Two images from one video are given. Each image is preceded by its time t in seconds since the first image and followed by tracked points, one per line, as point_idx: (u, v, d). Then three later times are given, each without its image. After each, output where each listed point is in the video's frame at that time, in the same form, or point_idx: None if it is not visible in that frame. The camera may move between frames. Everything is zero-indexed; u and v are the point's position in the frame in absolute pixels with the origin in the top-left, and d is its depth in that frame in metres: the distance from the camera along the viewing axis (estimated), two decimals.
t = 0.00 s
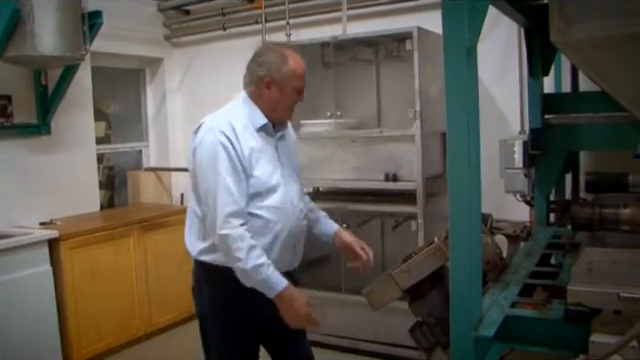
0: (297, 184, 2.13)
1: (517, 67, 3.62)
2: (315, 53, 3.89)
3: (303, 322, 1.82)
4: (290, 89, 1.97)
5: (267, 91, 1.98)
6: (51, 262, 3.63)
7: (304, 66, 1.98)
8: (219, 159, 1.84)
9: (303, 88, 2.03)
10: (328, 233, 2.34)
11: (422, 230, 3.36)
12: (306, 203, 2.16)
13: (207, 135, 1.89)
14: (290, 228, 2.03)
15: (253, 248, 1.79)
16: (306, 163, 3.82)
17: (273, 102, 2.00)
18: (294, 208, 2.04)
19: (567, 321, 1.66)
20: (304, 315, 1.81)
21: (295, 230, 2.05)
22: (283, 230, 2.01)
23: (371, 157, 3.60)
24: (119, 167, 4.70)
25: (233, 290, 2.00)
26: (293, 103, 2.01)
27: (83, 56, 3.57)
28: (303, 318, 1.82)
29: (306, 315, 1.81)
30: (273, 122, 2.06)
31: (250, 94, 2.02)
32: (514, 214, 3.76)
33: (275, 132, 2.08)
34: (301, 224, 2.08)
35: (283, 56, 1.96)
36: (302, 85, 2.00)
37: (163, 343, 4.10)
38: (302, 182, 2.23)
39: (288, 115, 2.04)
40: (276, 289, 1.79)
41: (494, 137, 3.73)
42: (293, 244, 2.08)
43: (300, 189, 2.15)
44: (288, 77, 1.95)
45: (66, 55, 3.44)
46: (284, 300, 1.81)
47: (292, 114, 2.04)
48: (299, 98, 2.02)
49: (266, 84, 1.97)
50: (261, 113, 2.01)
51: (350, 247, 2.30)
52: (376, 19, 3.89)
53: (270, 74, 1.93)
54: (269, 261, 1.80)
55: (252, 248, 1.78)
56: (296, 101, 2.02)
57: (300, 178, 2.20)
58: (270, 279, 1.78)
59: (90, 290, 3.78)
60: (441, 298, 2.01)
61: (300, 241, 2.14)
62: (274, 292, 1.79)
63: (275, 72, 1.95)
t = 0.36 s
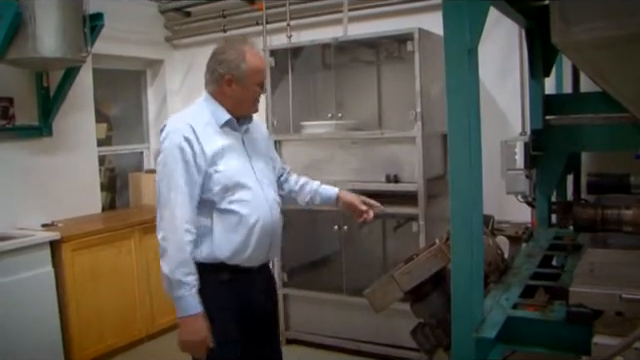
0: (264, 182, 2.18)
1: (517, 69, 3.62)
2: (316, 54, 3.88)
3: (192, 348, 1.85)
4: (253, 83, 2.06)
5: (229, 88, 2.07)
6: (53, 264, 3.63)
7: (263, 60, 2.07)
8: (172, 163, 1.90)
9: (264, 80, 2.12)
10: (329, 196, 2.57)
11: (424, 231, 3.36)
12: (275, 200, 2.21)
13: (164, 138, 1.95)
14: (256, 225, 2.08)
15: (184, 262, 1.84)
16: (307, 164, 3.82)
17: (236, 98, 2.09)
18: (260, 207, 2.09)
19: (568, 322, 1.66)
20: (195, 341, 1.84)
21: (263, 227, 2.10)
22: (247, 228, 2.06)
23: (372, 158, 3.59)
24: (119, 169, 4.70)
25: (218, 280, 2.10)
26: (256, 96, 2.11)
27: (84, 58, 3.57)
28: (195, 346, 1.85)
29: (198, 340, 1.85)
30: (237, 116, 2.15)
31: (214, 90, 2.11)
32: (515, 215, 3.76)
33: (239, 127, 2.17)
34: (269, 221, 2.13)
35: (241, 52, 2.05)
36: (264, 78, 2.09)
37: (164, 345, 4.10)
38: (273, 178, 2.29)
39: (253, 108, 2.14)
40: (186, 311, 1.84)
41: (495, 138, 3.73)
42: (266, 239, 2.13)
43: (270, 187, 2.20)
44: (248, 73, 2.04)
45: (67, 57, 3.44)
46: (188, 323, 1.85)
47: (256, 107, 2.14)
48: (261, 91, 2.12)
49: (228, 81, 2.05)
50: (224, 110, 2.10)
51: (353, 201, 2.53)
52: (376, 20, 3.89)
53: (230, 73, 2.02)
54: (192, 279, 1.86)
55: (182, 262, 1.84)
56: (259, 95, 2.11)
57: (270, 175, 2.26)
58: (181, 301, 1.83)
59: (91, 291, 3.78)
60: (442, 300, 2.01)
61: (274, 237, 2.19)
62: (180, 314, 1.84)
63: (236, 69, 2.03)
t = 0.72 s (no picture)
0: (252, 179, 2.30)
1: (519, 69, 3.61)
2: (318, 55, 3.88)
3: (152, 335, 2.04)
4: (234, 81, 2.24)
5: (211, 91, 2.23)
6: (54, 265, 3.63)
7: (238, 60, 2.27)
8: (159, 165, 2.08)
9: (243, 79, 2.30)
10: (332, 159, 2.67)
11: (426, 232, 3.36)
12: (264, 195, 2.32)
13: (153, 142, 2.13)
14: (243, 219, 2.19)
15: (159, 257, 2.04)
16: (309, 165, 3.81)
17: (222, 99, 2.24)
18: (246, 201, 2.21)
19: (569, 324, 1.65)
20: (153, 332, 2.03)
21: (252, 219, 2.21)
22: (233, 222, 2.18)
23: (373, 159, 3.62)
24: (121, 170, 4.69)
25: (211, 273, 2.20)
26: (240, 93, 2.28)
27: (87, 59, 3.57)
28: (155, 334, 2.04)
29: (156, 329, 2.03)
30: (224, 117, 2.30)
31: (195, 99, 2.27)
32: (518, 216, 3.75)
33: (227, 127, 2.32)
34: (257, 214, 2.23)
35: (215, 58, 2.23)
36: (242, 75, 2.28)
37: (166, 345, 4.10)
38: (262, 176, 2.41)
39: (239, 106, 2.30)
40: (153, 302, 2.03)
41: (497, 139, 3.73)
42: (256, 232, 2.24)
43: (257, 183, 2.32)
44: (226, 73, 2.22)
45: (69, 58, 3.44)
46: (150, 316, 2.03)
47: (241, 104, 2.30)
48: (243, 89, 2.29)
49: (211, 85, 2.22)
50: (210, 112, 2.26)
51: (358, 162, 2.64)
52: (378, 21, 3.89)
53: (209, 76, 2.20)
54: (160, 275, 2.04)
55: (153, 257, 2.03)
56: (242, 92, 2.29)
57: (258, 172, 2.38)
58: (150, 294, 2.03)
59: (93, 291, 3.78)
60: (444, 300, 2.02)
61: (266, 230, 2.30)
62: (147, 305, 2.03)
63: (217, 72, 2.21)
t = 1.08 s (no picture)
0: (242, 168, 2.36)
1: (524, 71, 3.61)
2: (321, 57, 3.88)
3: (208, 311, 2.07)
4: (220, 80, 2.28)
5: (199, 91, 2.26)
6: (58, 266, 3.65)
7: (220, 58, 2.30)
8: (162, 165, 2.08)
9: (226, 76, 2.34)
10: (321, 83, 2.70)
11: (429, 234, 3.36)
12: (254, 183, 2.39)
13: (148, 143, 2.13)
14: (239, 208, 2.26)
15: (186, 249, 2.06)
16: (312, 167, 3.81)
17: (209, 98, 2.28)
18: (241, 190, 2.27)
19: (574, 326, 1.65)
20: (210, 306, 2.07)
21: (248, 207, 2.29)
22: (230, 212, 2.25)
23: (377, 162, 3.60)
24: (125, 172, 4.69)
25: (209, 264, 2.28)
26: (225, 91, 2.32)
27: (90, 60, 3.58)
28: (212, 309, 2.07)
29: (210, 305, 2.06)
30: (212, 114, 2.34)
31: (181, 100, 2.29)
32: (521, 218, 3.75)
33: (215, 124, 2.36)
34: (250, 202, 2.31)
35: (199, 58, 2.25)
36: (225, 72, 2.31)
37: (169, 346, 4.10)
38: (249, 163, 2.47)
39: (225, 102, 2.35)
40: (198, 286, 2.05)
41: (500, 141, 3.72)
42: (251, 218, 2.32)
43: (246, 172, 2.38)
44: (212, 73, 2.25)
45: (73, 59, 3.45)
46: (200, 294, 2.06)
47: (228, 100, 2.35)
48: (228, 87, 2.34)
49: (199, 85, 2.25)
50: (197, 112, 2.29)
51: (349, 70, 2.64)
52: (382, 23, 3.89)
53: (196, 77, 2.22)
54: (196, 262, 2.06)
55: (183, 247, 2.05)
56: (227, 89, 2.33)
57: (245, 161, 2.44)
58: (193, 279, 2.05)
59: (97, 292, 3.79)
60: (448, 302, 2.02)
61: (259, 215, 2.38)
62: (193, 289, 2.06)
63: (203, 73, 2.23)
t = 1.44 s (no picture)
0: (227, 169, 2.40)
1: (530, 74, 3.60)
2: (327, 59, 3.89)
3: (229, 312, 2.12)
4: (202, 84, 2.33)
5: (186, 95, 2.29)
6: (66, 268, 3.66)
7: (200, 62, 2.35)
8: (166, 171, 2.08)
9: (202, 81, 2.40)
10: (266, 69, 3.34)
11: (436, 237, 3.35)
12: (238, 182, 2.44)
13: (147, 151, 2.11)
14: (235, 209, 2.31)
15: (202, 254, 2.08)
16: (319, 170, 3.80)
17: (192, 101, 2.32)
18: (233, 191, 2.32)
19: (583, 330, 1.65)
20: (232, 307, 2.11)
21: (239, 208, 2.34)
22: (227, 213, 2.29)
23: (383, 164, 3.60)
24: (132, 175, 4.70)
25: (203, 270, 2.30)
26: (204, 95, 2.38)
27: (98, 64, 3.60)
28: (232, 310, 2.12)
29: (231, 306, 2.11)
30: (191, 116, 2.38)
31: (164, 104, 2.30)
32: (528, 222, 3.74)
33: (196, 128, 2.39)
34: (241, 202, 2.36)
35: (184, 61, 2.27)
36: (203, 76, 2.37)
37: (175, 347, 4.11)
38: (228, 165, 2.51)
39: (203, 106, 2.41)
40: (218, 289, 2.08)
41: (507, 144, 3.72)
42: (242, 219, 2.37)
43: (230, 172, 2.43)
44: (197, 75, 2.29)
45: (81, 62, 3.47)
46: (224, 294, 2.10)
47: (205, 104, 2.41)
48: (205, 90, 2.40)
49: (186, 88, 2.28)
50: (182, 115, 2.31)
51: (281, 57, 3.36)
52: (388, 26, 3.90)
53: (185, 80, 2.25)
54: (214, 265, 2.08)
55: (199, 252, 2.07)
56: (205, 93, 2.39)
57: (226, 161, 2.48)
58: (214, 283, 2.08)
59: (104, 295, 3.80)
60: (456, 305, 2.03)
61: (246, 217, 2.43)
62: (214, 293, 2.09)
63: (191, 76, 2.27)
